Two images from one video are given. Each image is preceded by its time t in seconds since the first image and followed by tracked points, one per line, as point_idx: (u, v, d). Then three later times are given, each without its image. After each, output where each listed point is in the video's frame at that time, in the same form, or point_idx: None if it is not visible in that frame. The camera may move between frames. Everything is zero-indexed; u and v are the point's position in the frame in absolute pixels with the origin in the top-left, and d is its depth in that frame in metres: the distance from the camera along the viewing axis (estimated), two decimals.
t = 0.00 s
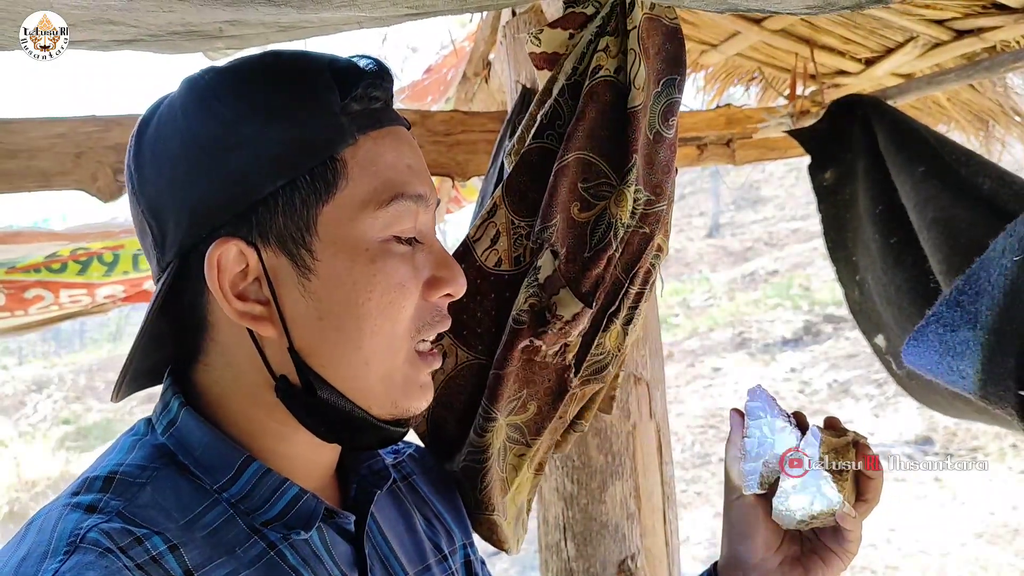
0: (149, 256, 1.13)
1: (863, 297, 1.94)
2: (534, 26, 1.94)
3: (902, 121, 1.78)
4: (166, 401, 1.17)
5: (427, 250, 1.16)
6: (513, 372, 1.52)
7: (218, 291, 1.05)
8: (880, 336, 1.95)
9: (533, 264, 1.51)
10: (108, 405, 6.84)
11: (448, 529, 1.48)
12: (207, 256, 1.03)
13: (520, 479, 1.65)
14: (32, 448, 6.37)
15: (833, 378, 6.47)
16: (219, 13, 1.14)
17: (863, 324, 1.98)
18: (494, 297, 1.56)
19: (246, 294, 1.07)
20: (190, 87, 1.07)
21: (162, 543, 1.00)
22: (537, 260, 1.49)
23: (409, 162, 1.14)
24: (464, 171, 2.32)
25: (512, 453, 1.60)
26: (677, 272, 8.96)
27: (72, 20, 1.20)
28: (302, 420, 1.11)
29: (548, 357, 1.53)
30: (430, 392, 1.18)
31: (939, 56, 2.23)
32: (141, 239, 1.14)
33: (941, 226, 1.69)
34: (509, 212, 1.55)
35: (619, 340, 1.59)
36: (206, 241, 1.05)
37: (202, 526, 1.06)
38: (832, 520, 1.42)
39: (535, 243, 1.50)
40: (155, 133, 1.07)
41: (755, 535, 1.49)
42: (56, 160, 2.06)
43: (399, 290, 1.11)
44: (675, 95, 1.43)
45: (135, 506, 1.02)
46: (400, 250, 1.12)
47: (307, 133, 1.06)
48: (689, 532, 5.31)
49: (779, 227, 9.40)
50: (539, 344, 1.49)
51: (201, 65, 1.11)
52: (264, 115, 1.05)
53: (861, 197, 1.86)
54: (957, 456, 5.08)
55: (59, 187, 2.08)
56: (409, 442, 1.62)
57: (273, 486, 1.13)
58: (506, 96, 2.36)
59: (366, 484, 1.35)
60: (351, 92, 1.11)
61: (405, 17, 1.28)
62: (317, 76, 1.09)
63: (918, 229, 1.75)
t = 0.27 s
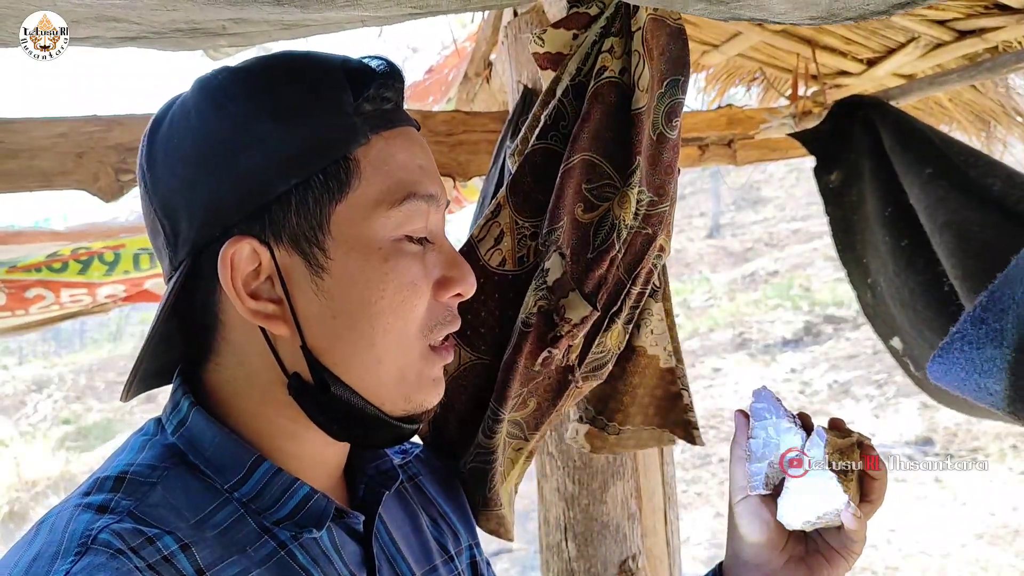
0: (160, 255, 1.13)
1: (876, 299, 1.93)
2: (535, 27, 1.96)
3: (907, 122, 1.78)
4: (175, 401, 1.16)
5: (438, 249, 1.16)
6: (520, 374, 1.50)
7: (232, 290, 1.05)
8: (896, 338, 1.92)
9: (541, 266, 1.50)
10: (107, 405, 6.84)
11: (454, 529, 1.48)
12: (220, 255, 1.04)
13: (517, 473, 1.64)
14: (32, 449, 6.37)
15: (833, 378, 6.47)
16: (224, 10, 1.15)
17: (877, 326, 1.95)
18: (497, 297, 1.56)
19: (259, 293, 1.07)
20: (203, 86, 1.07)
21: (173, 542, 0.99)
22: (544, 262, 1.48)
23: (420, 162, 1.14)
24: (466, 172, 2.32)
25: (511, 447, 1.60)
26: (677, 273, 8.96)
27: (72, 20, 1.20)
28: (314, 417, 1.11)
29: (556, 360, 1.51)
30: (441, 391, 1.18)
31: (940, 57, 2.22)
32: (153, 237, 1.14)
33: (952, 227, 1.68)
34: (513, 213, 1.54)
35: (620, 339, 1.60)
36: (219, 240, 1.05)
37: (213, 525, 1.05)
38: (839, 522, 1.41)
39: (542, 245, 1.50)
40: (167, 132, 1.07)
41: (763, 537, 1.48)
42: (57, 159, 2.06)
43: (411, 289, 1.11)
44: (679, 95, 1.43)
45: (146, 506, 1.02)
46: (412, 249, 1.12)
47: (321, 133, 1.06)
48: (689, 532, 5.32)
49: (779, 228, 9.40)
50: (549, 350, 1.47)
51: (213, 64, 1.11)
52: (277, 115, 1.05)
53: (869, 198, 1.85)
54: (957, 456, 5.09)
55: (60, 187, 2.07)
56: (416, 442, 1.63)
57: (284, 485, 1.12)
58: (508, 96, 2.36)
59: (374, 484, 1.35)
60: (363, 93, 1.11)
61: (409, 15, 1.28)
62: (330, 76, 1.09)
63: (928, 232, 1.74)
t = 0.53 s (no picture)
0: (165, 258, 1.13)
1: (882, 301, 1.94)
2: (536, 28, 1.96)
3: (909, 124, 1.78)
4: (181, 404, 1.16)
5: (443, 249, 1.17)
6: (506, 366, 1.52)
7: (240, 294, 1.05)
8: (903, 341, 1.93)
9: (530, 261, 1.52)
10: (108, 405, 6.84)
11: (458, 530, 1.48)
12: (228, 258, 1.04)
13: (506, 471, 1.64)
14: (32, 449, 6.35)
15: (834, 379, 6.47)
16: (227, 10, 1.15)
17: (884, 329, 1.97)
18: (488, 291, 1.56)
19: (267, 296, 1.07)
20: (206, 88, 1.07)
21: (180, 544, 0.99)
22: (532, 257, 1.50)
23: (425, 162, 1.15)
24: (467, 172, 2.32)
25: (501, 447, 1.61)
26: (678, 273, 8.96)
27: (72, 19, 1.21)
28: (324, 420, 1.11)
29: (542, 354, 1.54)
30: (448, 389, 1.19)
31: (941, 59, 2.22)
32: (157, 240, 1.13)
33: (956, 231, 1.69)
34: (509, 210, 1.55)
35: (611, 338, 1.62)
36: (227, 245, 1.06)
37: (219, 527, 1.06)
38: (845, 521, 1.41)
39: (533, 239, 1.52)
40: (171, 134, 1.07)
41: (767, 535, 1.48)
42: (60, 160, 2.06)
43: (418, 290, 1.11)
44: (676, 96, 1.44)
45: (152, 507, 1.02)
46: (419, 250, 1.13)
47: (328, 135, 1.06)
48: (690, 533, 5.33)
49: (780, 229, 9.40)
50: (531, 340, 1.50)
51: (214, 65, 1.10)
52: (283, 116, 1.05)
53: (872, 201, 1.86)
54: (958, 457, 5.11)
55: (62, 187, 2.07)
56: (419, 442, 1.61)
57: (290, 486, 1.13)
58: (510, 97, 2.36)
59: (379, 487, 1.35)
60: (369, 92, 1.11)
61: (411, 15, 1.29)
62: (335, 76, 1.10)
63: (931, 233, 1.76)
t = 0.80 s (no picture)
0: (168, 268, 1.11)
1: (881, 301, 1.94)
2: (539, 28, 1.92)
3: (910, 125, 1.78)
4: (183, 406, 1.16)
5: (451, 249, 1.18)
6: (500, 367, 1.52)
7: (255, 305, 1.04)
8: (900, 342, 1.94)
9: (526, 262, 1.53)
10: (109, 405, 6.84)
11: (457, 531, 1.47)
12: (242, 269, 1.03)
13: (498, 466, 1.63)
14: (33, 449, 6.35)
15: (835, 380, 6.47)
16: (227, 6, 1.15)
17: (880, 329, 1.96)
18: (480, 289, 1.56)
19: (281, 305, 1.07)
20: (208, 94, 1.05)
21: (185, 547, 0.99)
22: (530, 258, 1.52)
23: (431, 163, 1.15)
24: (468, 173, 2.32)
25: (491, 443, 1.61)
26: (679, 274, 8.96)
27: (72, 18, 1.22)
28: (336, 425, 1.11)
29: (536, 355, 1.53)
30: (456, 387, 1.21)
31: (942, 60, 2.23)
32: (158, 249, 1.11)
33: (954, 232, 1.70)
34: (504, 207, 1.55)
35: (604, 340, 1.61)
36: (240, 255, 1.05)
37: (224, 530, 1.06)
38: (846, 523, 1.41)
39: (530, 240, 1.53)
40: (173, 142, 1.05)
41: (769, 536, 1.47)
42: (62, 160, 2.07)
43: (431, 292, 1.12)
44: (673, 100, 1.44)
45: (156, 510, 1.02)
46: (430, 252, 1.13)
47: (338, 140, 1.05)
48: (691, 534, 5.34)
49: (781, 229, 9.41)
50: (528, 344, 1.50)
51: (213, 68, 1.08)
52: (291, 121, 1.04)
53: (871, 202, 1.86)
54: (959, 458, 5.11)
55: (64, 188, 2.08)
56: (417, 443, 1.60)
57: (294, 489, 1.14)
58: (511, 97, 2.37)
59: (381, 488, 1.35)
60: (375, 93, 1.11)
61: (412, 14, 1.29)
62: (341, 77, 1.08)
63: (930, 233, 1.77)
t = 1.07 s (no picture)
0: (164, 279, 1.09)
1: (877, 301, 1.95)
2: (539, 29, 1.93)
3: (910, 126, 1.77)
4: (184, 404, 1.15)
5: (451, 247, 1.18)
6: (515, 371, 1.53)
7: (256, 317, 1.04)
8: (896, 341, 1.95)
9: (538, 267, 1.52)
10: (109, 405, 6.85)
11: (457, 528, 1.48)
12: (241, 281, 1.02)
13: (518, 471, 1.68)
14: (33, 449, 6.35)
15: (835, 381, 6.47)
16: (229, 10, 1.15)
17: (878, 329, 1.97)
18: (489, 294, 1.57)
19: (282, 315, 1.06)
20: (200, 102, 1.03)
21: (192, 549, 0.99)
22: (542, 263, 1.49)
23: (430, 161, 1.14)
24: (469, 174, 2.33)
25: (509, 447, 1.64)
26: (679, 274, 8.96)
27: (72, 19, 1.22)
28: (339, 430, 1.12)
29: (552, 361, 1.53)
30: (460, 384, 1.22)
31: (943, 61, 2.23)
32: (153, 259, 1.09)
33: (952, 232, 1.71)
34: (511, 210, 1.56)
35: (622, 342, 1.62)
36: (240, 266, 1.04)
37: (229, 530, 1.06)
38: (846, 522, 1.42)
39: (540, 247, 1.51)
40: (165, 152, 1.03)
41: (770, 538, 1.48)
42: (64, 160, 2.07)
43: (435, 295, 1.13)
44: (680, 99, 1.46)
45: (160, 511, 1.01)
46: (432, 255, 1.13)
47: (336, 145, 1.04)
48: (691, 534, 5.35)
49: (782, 230, 9.41)
50: (545, 349, 1.49)
51: (202, 72, 1.05)
52: (287, 127, 1.02)
53: (870, 201, 1.86)
54: (959, 458, 5.11)
55: (65, 188, 2.08)
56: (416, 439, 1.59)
57: (300, 488, 1.14)
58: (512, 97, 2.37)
59: (383, 486, 1.36)
60: (371, 92, 1.09)
61: (413, 17, 1.29)
62: (336, 77, 1.06)
63: (929, 233, 1.77)
